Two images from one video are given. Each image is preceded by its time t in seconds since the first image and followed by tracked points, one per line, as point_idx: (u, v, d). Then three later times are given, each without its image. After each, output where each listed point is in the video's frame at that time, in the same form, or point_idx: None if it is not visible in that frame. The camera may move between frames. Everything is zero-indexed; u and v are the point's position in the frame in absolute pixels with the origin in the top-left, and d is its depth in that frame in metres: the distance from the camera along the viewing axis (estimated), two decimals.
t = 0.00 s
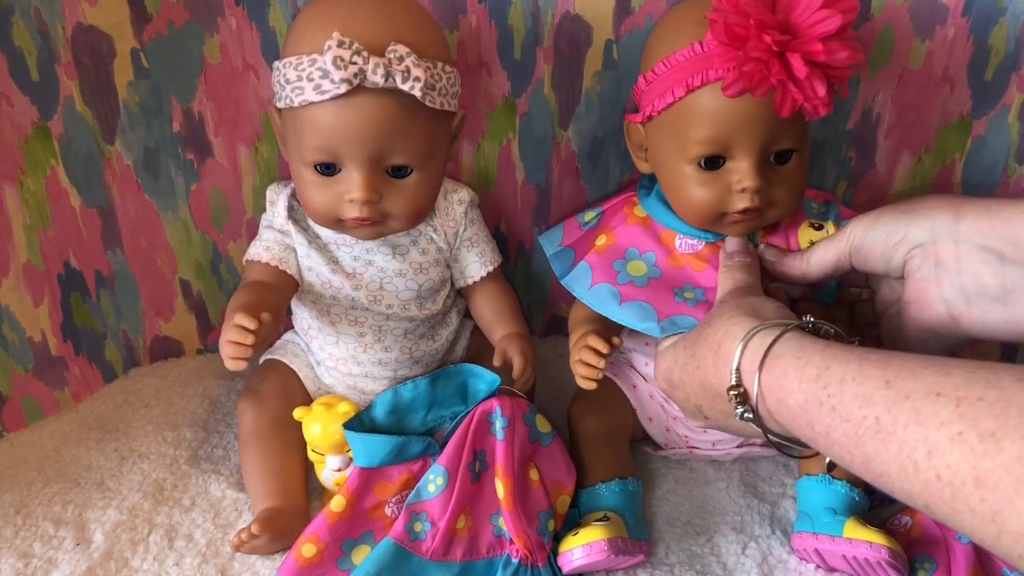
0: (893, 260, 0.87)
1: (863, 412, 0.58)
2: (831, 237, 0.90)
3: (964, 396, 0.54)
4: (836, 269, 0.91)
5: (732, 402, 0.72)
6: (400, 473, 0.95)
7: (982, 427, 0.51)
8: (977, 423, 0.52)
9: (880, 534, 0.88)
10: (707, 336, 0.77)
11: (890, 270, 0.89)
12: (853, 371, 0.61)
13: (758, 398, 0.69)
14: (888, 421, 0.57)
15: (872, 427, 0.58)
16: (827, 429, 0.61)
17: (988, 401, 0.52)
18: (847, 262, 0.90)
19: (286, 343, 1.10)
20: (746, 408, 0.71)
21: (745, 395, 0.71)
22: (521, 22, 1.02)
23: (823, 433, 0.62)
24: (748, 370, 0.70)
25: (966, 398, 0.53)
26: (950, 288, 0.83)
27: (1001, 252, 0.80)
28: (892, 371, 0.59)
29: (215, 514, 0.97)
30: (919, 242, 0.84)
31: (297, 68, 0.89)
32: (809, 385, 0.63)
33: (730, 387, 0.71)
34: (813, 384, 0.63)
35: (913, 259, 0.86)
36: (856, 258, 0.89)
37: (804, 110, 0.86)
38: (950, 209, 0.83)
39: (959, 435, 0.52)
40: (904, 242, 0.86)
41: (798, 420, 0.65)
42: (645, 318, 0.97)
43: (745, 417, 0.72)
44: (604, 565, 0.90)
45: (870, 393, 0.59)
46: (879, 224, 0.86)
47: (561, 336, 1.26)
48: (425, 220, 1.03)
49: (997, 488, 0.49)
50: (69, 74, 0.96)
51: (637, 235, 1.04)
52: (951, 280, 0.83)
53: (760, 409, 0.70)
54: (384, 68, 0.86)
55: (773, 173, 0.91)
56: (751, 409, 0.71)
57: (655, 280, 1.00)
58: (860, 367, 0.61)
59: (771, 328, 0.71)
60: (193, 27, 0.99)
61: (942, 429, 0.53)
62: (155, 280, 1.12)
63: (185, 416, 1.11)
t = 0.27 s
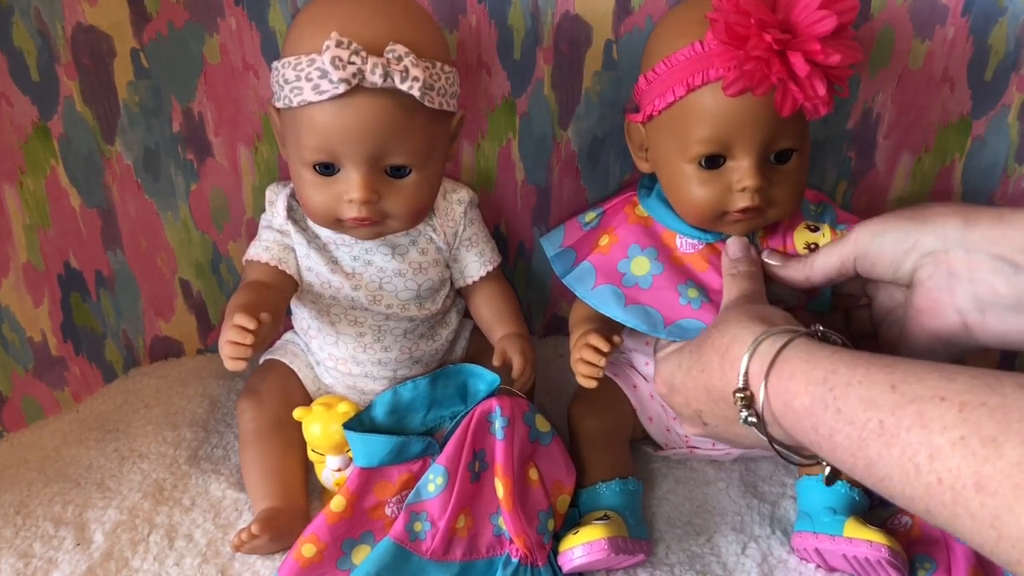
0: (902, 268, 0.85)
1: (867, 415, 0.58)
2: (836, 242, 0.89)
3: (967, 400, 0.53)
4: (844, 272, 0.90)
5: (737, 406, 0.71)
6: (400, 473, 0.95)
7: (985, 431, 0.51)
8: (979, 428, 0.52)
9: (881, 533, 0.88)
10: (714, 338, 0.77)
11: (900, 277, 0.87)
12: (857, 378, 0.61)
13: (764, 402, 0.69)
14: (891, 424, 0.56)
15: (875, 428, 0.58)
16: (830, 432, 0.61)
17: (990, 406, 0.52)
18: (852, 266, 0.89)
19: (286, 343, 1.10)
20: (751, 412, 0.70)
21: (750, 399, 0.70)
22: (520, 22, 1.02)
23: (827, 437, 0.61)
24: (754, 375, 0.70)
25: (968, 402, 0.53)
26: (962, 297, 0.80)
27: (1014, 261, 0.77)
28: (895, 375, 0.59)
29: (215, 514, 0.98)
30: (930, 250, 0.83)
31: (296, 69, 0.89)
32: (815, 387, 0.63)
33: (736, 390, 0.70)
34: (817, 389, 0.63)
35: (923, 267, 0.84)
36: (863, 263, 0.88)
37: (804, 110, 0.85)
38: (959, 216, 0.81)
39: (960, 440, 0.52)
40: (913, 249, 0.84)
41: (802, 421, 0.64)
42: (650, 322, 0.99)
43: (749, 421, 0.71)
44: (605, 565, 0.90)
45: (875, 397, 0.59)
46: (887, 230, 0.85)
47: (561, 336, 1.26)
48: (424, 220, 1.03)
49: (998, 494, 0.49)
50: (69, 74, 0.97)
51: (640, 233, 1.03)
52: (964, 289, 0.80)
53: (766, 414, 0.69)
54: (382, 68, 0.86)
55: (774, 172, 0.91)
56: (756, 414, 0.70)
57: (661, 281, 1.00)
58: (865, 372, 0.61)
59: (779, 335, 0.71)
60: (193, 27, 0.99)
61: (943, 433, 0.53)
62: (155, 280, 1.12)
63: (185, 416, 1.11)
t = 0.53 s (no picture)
0: (962, 288, 0.84)
1: (884, 479, 0.57)
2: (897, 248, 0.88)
3: (988, 464, 0.52)
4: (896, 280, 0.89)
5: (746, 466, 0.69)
6: (400, 472, 0.95)
7: (1010, 499, 0.50)
8: (1004, 495, 0.50)
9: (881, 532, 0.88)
10: (716, 393, 0.73)
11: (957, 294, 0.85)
12: (871, 441, 0.59)
13: (776, 465, 0.67)
14: (910, 491, 0.55)
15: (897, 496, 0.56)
16: (845, 494, 0.60)
17: (1013, 470, 0.51)
18: (908, 276, 0.88)
19: (286, 343, 1.10)
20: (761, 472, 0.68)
21: (759, 458, 0.68)
22: (521, 22, 1.02)
23: (842, 498, 0.61)
24: (763, 435, 0.67)
25: (990, 465, 0.52)
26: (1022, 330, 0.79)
27: None
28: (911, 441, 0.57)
29: (215, 514, 0.97)
30: (992, 277, 0.81)
31: (297, 68, 0.89)
32: (826, 450, 0.62)
33: (744, 451, 0.68)
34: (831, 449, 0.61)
35: (983, 293, 0.82)
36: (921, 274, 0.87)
37: (806, 109, 0.86)
38: None
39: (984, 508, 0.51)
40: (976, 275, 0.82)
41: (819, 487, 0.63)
42: (650, 325, 1.00)
43: (759, 480, 0.69)
44: (606, 564, 0.90)
45: (890, 460, 0.57)
46: (952, 249, 0.83)
47: (561, 336, 1.26)
48: (425, 219, 1.03)
49: None
50: (70, 74, 0.96)
51: (643, 232, 1.03)
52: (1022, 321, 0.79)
53: (779, 475, 0.67)
54: (383, 68, 0.86)
55: (776, 171, 0.91)
56: (766, 472, 0.68)
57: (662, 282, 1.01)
58: (880, 436, 0.59)
59: (785, 390, 0.68)
60: (194, 27, 0.99)
61: (966, 500, 0.52)
62: (155, 280, 1.12)
63: (185, 416, 1.11)
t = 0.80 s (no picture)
0: (928, 314, 0.85)
1: (886, 501, 0.57)
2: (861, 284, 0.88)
3: (993, 485, 0.52)
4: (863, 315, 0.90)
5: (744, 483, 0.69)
6: (400, 472, 0.95)
7: (1015, 522, 0.49)
8: (1009, 518, 0.50)
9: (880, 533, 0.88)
10: (716, 409, 0.73)
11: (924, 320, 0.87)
12: (873, 460, 0.59)
13: (774, 481, 0.67)
14: (913, 512, 0.55)
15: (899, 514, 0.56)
16: (847, 517, 0.60)
17: (1018, 493, 0.50)
18: (878, 310, 0.88)
19: (286, 343, 1.10)
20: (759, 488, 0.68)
21: (758, 477, 0.68)
22: (521, 22, 1.02)
23: (844, 520, 0.60)
24: (763, 454, 0.67)
25: (996, 488, 0.52)
26: (990, 349, 0.80)
27: None
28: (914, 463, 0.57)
29: (215, 514, 0.97)
30: (957, 300, 0.82)
31: (297, 68, 0.89)
32: (826, 470, 0.61)
33: (743, 469, 0.68)
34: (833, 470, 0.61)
35: (951, 316, 0.83)
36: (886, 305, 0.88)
37: (811, 110, 0.86)
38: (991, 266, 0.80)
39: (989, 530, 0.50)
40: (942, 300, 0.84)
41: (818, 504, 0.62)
42: (658, 322, 0.99)
43: (759, 499, 0.69)
44: (606, 565, 0.90)
45: (892, 480, 0.57)
46: (915, 277, 0.85)
47: (561, 336, 1.26)
48: (425, 219, 1.03)
49: None
50: (70, 74, 0.96)
51: (648, 232, 1.03)
52: (989, 341, 0.80)
53: (778, 491, 0.67)
54: (384, 68, 0.86)
55: (777, 172, 0.91)
56: (766, 490, 0.68)
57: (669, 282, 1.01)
58: (883, 455, 0.59)
59: (786, 407, 0.68)
60: (193, 27, 0.99)
61: (971, 523, 0.51)
62: (155, 280, 1.12)
63: (186, 416, 1.11)
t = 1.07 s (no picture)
0: (917, 309, 0.86)
1: (882, 503, 0.57)
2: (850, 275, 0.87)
3: (990, 489, 0.52)
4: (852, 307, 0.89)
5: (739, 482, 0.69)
6: (400, 473, 0.95)
7: (1012, 526, 0.49)
8: (1006, 521, 0.49)
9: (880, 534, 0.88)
10: (711, 407, 0.73)
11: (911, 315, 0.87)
12: (869, 460, 0.59)
13: (769, 480, 0.67)
14: (911, 515, 0.55)
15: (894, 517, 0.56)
16: (844, 519, 0.59)
17: (1014, 496, 0.50)
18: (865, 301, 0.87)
19: (286, 343, 1.10)
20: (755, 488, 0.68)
21: (754, 477, 0.68)
22: (521, 22, 1.02)
23: (840, 523, 0.60)
24: (758, 452, 0.67)
25: (993, 491, 0.51)
26: (979, 346, 0.81)
27: None
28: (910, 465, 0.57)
29: (215, 514, 0.98)
30: (945, 296, 0.83)
31: (297, 68, 0.89)
32: (822, 472, 0.61)
33: (738, 468, 0.68)
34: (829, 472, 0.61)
35: (939, 312, 0.84)
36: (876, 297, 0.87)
37: (810, 110, 0.86)
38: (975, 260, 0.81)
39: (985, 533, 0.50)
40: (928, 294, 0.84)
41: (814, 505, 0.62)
42: (656, 321, 0.99)
43: (753, 499, 0.69)
44: (605, 565, 0.90)
45: (888, 483, 0.57)
46: (906, 270, 0.84)
47: (561, 336, 1.26)
48: (425, 220, 1.03)
49: None
50: (70, 74, 0.97)
51: (646, 232, 1.03)
52: (978, 338, 0.81)
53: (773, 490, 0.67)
54: (384, 68, 0.86)
55: (777, 173, 0.91)
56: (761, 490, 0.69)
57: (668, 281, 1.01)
58: (878, 457, 0.59)
59: (782, 406, 0.68)
60: (193, 27, 0.99)
61: (968, 526, 0.51)
62: (155, 280, 1.12)
63: (186, 416, 1.11)
